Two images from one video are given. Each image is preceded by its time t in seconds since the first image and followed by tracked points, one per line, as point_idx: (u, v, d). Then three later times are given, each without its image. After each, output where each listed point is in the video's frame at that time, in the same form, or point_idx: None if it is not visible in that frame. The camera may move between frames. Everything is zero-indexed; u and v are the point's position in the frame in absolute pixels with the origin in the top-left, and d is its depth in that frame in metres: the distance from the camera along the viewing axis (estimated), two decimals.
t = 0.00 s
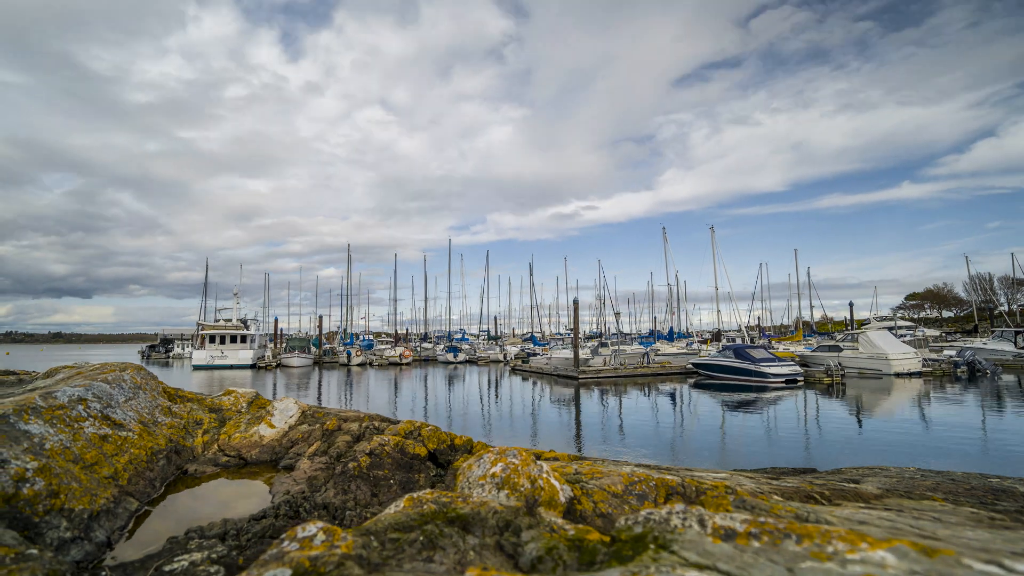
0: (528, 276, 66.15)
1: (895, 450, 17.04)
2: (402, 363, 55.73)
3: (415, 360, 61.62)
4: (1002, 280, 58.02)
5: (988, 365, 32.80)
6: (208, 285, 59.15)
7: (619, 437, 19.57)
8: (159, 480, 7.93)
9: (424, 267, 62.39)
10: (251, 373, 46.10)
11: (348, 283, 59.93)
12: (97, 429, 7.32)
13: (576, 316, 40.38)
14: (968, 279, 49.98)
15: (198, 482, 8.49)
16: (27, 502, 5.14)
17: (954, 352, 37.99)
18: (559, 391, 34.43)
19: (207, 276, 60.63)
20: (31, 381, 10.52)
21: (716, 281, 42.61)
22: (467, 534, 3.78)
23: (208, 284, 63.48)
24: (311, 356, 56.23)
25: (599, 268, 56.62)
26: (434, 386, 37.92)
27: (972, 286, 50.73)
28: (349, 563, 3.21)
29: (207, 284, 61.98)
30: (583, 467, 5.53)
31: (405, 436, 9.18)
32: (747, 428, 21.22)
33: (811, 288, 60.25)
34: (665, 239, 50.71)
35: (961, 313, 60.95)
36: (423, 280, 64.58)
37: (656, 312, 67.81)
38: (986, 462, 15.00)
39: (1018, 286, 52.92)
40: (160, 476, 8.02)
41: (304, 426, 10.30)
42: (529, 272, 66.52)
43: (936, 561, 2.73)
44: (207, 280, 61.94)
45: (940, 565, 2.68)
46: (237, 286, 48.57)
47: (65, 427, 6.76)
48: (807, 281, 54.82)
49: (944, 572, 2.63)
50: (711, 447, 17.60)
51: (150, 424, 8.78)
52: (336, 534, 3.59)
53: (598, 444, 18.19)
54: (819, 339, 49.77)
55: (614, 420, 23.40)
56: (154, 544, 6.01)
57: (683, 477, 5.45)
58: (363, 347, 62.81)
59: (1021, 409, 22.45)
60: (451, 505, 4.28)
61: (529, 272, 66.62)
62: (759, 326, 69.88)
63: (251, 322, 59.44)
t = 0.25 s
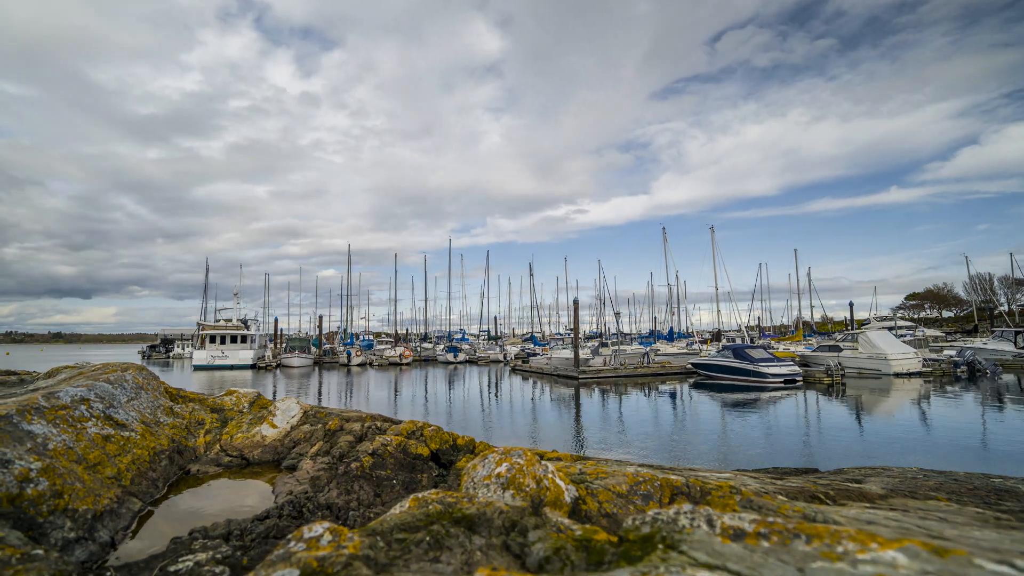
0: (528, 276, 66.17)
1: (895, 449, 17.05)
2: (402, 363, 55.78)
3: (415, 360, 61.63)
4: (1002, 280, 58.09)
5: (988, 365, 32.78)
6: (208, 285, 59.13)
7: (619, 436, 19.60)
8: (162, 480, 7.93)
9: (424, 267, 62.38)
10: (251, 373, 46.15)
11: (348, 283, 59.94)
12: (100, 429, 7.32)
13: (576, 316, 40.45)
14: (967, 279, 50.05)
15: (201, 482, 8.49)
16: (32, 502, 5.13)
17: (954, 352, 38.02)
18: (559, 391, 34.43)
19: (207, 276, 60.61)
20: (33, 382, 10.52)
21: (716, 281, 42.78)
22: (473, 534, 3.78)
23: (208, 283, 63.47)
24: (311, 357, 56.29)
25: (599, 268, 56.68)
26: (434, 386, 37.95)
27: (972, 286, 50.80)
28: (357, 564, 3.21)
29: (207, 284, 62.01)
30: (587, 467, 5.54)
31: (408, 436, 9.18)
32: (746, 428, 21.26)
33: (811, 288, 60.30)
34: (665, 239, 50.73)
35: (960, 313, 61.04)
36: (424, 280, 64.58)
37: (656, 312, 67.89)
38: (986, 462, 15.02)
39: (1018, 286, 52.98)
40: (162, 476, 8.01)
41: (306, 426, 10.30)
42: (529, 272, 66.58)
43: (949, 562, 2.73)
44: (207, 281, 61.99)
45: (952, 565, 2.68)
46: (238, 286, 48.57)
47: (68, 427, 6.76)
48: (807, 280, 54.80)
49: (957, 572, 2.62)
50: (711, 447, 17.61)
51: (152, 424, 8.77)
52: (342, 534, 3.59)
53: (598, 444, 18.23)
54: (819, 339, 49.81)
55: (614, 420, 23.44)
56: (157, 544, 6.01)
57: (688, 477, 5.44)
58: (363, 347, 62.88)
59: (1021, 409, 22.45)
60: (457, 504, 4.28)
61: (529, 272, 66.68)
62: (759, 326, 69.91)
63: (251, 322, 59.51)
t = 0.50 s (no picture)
0: (528, 276, 66.15)
1: (895, 449, 17.04)
2: (402, 363, 55.79)
3: (415, 360, 61.60)
4: (1002, 280, 58.12)
5: (988, 366, 32.76)
6: (208, 285, 59.06)
7: (620, 437, 19.58)
8: (165, 480, 7.93)
9: (425, 267, 62.36)
10: (251, 373, 46.15)
11: (347, 282, 59.92)
12: (102, 429, 7.32)
13: (576, 316, 40.47)
14: (968, 279, 50.07)
15: (203, 482, 8.49)
16: (36, 502, 5.14)
17: (954, 352, 38.03)
18: (559, 391, 34.42)
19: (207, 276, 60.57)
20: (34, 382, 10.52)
21: (716, 282, 42.86)
22: (479, 534, 3.78)
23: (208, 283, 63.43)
24: (311, 357, 56.31)
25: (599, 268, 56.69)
26: (434, 386, 37.94)
27: (972, 286, 50.80)
28: (364, 564, 3.21)
29: (207, 285, 62.05)
30: (591, 467, 5.53)
31: (410, 436, 9.17)
32: (746, 428, 21.27)
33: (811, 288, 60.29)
34: (665, 239, 50.73)
35: (960, 313, 61.06)
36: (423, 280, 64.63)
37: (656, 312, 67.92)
38: (986, 462, 15.03)
39: (1018, 286, 53.01)
40: (164, 476, 8.00)
41: (308, 426, 10.29)
42: (529, 272, 66.58)
43: (959, 561, 2.73)
44: (207, 282, 62.02)
45: (963, 565, 2.69)
46: (238, 286, 48.55)
47: (71, 427, 6.76)
48: (807, 280, 54.76)
49: (968, 571, 2.63)
50: (711, 447, 17.60)
51: (155, 424, 8.77)
52: (349, 535, 3.58)
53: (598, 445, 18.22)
54: (819, 339, 49.79)
55: (614, 420, 23.43)
56: (161, 545, 6.00)
57: (692, 477, 5.44)
58: (363, 347, 62.92)
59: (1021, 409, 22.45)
60: (462, 505, 4.28)
61: (529, 272, 66.67)
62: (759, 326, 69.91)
63: (251, 322, 59.52)
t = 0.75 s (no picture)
0: (528, 276, 66.09)
1: (896, 449, 17.03)
2: (402, 363, 55.79)
3: (415, 360, 61.58)
4: (1001, 280, 58.14)
5: (988, 366, 32.75)
6: (208, 285, 59.05)
7: (619, 437, 19.57)
8: (167, 480, 7.92)
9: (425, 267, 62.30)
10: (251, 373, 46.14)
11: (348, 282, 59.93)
12: (105, 429, 7.31)
13: (575, 316, 40.49)
14: (968, 279, 50.08)
15: (205, 482, 8.48)
16: (40, 502, 5.13)
17: (954, 352, 38.03)
18: (559, 391, 34.44)
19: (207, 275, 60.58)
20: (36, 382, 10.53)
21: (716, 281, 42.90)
22: (485, 534, 3.78)
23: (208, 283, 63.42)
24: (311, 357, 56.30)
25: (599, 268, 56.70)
26: (435, 386, 37.94)
27: (972, 286, 50.81)
28: (372, 564, 3.21)
29: (207, 285, 62.03)
30: (596, 467, 5.53)
31: (412, 436, 9.18)
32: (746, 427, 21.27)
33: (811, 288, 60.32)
34: (665, 240, 50.81)
35: (961, 313, 61.08)
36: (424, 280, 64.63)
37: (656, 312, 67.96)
38: (987, 462, 15.04)
39: (1018, 286, 53.02)
40: (167, 477, 8.01)
41: (310, 426, 10.29)
42: (529, 272, 66.54)
43: (969, 561, 2.74)
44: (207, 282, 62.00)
45: (974, 565, 2.69)
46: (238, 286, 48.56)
47: (74, 427, 6.75)
48: (807, 280, 54.74)
49: (978, 571, 2.63)
50: (711, 447, 17.59)
51: (157, 424, 8.77)
52: (355, 535, 3.58)
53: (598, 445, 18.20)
54: (819, 339, 49.80)
55: (614, 420, 23.43)
56: (164, 545, 6.00)
57: (696, 477, 5.44)
58: (363, 347, 62.92)
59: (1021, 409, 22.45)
60: (468, 505, 4.27)
61: (529, 272, 66.64)
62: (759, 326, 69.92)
63: (251, 322, 59.53)
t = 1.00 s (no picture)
0: (528, 276, 66.06)
1: (896, 449, 17.05)
2: (402, 363, 55.80)
3: (415, 360, 61.54)
4: (1001, 280, 58.19)
5: (988, 366, 32.77)
6: (208, 285, 59.01)
7: (619, 437, 19.57)
8: (170, 480, 7.92)
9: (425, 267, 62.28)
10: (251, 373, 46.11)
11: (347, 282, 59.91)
12: (108, 429, 7.30)
13: (575, 316, 40.50)
14: (967, 279, 50.12)
15: (207, 482, 8.47)
16: (44, 503, 5.12)
17: (954, 352, 38.06)
18: (559, 391, 34.43)
19: (207, 275, 60.55)
20: (38, 382, 10.52)
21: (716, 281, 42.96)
22: (492, 534, 3.77)
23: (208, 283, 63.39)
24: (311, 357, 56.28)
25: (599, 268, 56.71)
26: (435, 386, 37.92)
27: (972, 286, 50.85)
28: (380, 564, 3.22)
29: (207, 285, 61.99)
30: (600, 467, 5.53)
31: (415, 436, 9.17)
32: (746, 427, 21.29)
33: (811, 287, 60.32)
34: (665, 240, 50.83)
35: (960, 313, 61.12)
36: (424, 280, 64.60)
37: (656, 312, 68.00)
38: (987, 462, 15.04)
39: (1017, 286, 53.06)
40: (170, 477, 8.01)
41: (312, 426, 10.29)
42: (529, 272, 66.51)
43: (981, 562, 2.74)
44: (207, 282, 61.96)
45: (986, 566, 2.69)
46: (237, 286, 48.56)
47: (77, 427, 6.75)
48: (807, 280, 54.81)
49: (991, 572, 2.63)
50: (711, 447, 17.60)
51: (159, 424, 8.76)
52: (362, 535, 3.57)
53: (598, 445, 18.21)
54: (819, 339, 49.82)
55: (614, 420, 23.43)
56: (168, 545, 6.00)
57: (700, 477, 5.44)
58: (363, 347, 62.93)
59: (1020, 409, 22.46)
60: (474, 505, 4.27)
61: (529, 272, 66.61)
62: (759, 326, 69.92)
63: (251, 321, 59.51)
